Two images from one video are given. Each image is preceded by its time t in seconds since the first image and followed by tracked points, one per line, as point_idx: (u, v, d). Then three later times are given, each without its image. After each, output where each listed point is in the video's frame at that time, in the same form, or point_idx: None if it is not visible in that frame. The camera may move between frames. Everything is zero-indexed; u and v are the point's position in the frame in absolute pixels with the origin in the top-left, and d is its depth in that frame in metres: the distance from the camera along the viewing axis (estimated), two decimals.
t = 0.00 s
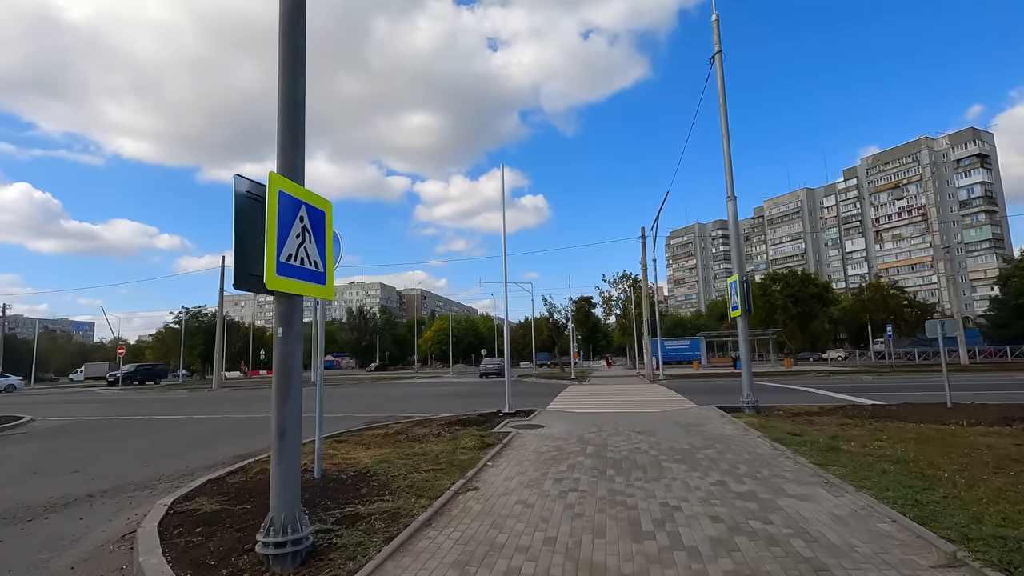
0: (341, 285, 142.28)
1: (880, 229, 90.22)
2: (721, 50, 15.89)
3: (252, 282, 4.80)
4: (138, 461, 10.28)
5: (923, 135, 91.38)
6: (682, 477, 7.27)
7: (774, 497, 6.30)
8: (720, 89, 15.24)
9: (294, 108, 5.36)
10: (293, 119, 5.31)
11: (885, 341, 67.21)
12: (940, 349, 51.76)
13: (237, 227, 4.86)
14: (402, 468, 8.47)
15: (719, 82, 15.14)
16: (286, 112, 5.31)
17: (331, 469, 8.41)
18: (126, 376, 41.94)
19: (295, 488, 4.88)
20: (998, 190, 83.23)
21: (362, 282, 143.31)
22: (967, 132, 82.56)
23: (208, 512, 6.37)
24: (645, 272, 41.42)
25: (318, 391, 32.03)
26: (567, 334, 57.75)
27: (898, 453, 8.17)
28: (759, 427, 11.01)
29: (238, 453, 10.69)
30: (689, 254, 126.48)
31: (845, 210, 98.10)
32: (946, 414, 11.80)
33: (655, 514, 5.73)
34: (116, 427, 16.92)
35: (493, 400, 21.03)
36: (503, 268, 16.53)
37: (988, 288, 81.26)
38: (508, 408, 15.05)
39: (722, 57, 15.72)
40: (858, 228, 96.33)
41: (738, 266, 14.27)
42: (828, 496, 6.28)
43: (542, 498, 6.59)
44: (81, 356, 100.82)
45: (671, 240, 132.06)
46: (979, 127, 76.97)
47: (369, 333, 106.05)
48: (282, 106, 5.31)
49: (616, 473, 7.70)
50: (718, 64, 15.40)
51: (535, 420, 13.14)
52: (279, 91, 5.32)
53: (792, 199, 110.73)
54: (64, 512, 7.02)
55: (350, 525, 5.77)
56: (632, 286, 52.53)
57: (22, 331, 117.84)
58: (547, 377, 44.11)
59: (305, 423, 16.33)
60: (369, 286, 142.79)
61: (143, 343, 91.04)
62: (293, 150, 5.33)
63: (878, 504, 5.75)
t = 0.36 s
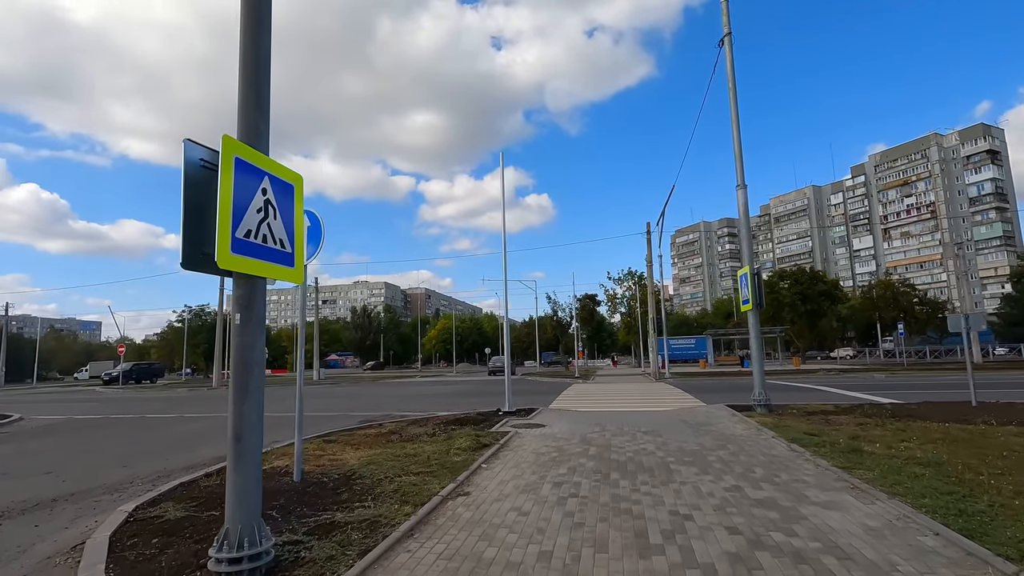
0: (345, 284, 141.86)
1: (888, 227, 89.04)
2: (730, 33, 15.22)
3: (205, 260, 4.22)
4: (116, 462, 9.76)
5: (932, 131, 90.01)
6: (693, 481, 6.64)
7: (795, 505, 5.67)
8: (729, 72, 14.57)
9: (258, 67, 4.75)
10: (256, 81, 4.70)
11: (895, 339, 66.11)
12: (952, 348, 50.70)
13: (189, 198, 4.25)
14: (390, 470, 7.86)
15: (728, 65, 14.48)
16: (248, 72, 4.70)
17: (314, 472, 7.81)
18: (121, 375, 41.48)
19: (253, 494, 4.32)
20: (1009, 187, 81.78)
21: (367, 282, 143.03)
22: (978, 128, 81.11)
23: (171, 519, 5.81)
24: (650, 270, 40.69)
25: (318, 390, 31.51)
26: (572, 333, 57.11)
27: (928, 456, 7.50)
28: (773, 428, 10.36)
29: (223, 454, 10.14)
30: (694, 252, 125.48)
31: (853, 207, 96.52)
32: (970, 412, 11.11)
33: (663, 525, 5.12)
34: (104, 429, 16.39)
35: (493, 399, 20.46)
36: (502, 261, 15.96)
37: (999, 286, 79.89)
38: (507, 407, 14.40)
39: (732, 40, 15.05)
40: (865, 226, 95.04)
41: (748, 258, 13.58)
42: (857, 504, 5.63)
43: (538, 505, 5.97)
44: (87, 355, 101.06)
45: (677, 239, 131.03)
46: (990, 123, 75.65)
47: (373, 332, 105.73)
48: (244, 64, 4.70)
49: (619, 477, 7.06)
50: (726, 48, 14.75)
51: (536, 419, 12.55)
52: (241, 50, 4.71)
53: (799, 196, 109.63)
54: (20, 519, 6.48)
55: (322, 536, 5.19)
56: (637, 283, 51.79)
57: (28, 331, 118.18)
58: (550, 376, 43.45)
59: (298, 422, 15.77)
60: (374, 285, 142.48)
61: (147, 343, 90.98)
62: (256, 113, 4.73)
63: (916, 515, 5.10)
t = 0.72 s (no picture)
0: (348, 286, 141.56)
1: (894, 226, 88.07)
2: (739, 20, 14.60)
3: (137, 245, 3.56)
4: (87, 471, 9.14)
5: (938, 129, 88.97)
6: (708, 497, 5.97)
7: (825, 525, 4.99)
8: (738, 60, 13.92)
9: (210, 26, 4.10)
10: (206, 42, 4.05)
11: (902, 340, 65.21)
12: (961, 349, 49.72)
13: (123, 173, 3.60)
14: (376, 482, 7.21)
15: (737, 53, 13.84)
16: (197, 32, 4.05)
17: (292, 484, 7.16)
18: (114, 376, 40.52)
19: (199, 517, 3.68)
20: (1017, 185, 80.59)
21: (369, 283, 142.67)
22: (984, 126, 79.92)
23: (121, 542, 5.18)
24: (655, 270, 39.98)
25: (316, 393, 30.90)
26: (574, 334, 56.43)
27: (965, 466, 6.82)
28: (790, 433, 9.66)
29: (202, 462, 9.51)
30: (698, 252, 124.54)
31: (858, 207, 95.38)
32: (1000, 417, 10.39)
33: (677, 551, 4.45)
34: (88, 434, 15.74)
35: (493, 401, 19.80)
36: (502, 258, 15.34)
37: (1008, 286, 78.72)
38: (507, 411, 13.72)
39: (740, 27, 14.40)
40: (871, 226, 93.90)
41: (760, 253, 12.90)
42: (897, 525, 4.96)
43: (535, 526, 5.30)
44: (89, 356, 100.80)
45: (680, 239, 130.17)
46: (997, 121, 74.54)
47: (375, 333, 105.24)
48: (193, 21, 4.05)
49: (626, 491, 6.37)
50: (735, 34, 14.11)
51: (536, 424, 11.88)
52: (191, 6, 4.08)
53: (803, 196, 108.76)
54: None
55: (287, 563, 4.55)
56: (641, 283, 51.05)
57: (30, 332, 118.12)
58: (553, 377, 42.85)
59: (289, 426, 15.13)
60: (376, 287, 142.01)
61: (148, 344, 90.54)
62: (207, 79, 4.08)
63: (970, 540, 4.43)
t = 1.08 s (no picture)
0: (352, 286, 141.21)
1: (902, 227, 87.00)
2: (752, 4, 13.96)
3: (51, 225, 2.97)
4: (56, 480, 8.55)
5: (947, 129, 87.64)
6: (728, 515, 5.33)
7: (867, 553, 4.32)
8: (751, 46, 13.29)
9: None
10: None
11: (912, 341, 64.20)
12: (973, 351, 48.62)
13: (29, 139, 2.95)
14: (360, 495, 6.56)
15: (750, 38, 13.20)
16: None
17: (268, 498, 6.52)
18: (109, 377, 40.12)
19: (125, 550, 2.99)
20: None
21: (373, 283, 142.29)
22: (994, 125, 78.17)
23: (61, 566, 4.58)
24: (660, 270, 39.24)
25: (314, 394, 30.32)
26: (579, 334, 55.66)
27: (1010, 481, 6.14)
28: (810, 441, 9.00)
29: (178, 471, 8.88)
30: (703, 252, 123.49)
31: (866, 207, 94.14)
32: None
33: None
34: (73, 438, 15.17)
35: (495, 403, 19.17)
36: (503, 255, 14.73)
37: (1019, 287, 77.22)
38: (507, 414, 13.07)
39: (753, 11, 13.76)
40: (878, 226, 92.37)
41: (775, 249, 12.24)
42: (949, 553, 4.31)
43: (533, 551, 4.64)
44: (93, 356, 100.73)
45: (685, 239, 129.16)
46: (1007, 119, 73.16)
47: (378, 334, 104.67)
48: None
49: (635, 509, 5.70)
50: (748, 20, 13.50)
51: (538, 429, 11.24)
52: None
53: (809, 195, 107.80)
54: None
55: None
56: (646, 283, 50.19)
57: (34, 331, 118.19)
58: (557, 378, 42.15)
59: (280, 429, 14.52)
60: (380, 287, 141.58)
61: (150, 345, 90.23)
62: (149, 35, 3.45)
63: None
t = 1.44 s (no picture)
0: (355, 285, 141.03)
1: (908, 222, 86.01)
2: None
3: None
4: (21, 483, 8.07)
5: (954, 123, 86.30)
6: (741, 526, 4.73)
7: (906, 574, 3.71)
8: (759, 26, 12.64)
9: None
10: None
11: (920, 338, 63.34)
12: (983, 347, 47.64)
13: None
14: (334, 502, 5.96)
15: (758, 17, 12.56)
16: None
17: (234, 505, 5.95)
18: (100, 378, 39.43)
19: None
20: None
21: (376, 282, 142.06)
22: (1003, 118, 76.93)
23: None
24: (665, 266, 38.59)
25: (313, 392, 29.86)
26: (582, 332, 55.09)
27: None
28: (826, 441, 8.38)
29: (150, 475, 8.36)
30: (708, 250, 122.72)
31: (872, 202, 92.93)
32: None
33: None
34: (56, 442, 14.69)
35: (495, 401, 18.63)
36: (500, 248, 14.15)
37: None
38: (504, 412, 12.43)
39: None
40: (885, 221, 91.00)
41: (785, 238, 11.59)
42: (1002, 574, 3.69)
43: (520, 570, 4.03)
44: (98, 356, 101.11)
45: (689, 236, 128.39)
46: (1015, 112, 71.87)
47: (381, 332, 104.24)
48: None
49: (637, 519, 5.07)
50: None
51: (537, 428, 10.64)
52: None
53: (815, 191, 106.83)
54: None
55: None
56: (649, 279, 49.58)
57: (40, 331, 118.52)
58: (560, 376, 41.52)
59: (269, 428, 13.98)
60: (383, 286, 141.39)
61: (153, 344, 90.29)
62: None
63: None
